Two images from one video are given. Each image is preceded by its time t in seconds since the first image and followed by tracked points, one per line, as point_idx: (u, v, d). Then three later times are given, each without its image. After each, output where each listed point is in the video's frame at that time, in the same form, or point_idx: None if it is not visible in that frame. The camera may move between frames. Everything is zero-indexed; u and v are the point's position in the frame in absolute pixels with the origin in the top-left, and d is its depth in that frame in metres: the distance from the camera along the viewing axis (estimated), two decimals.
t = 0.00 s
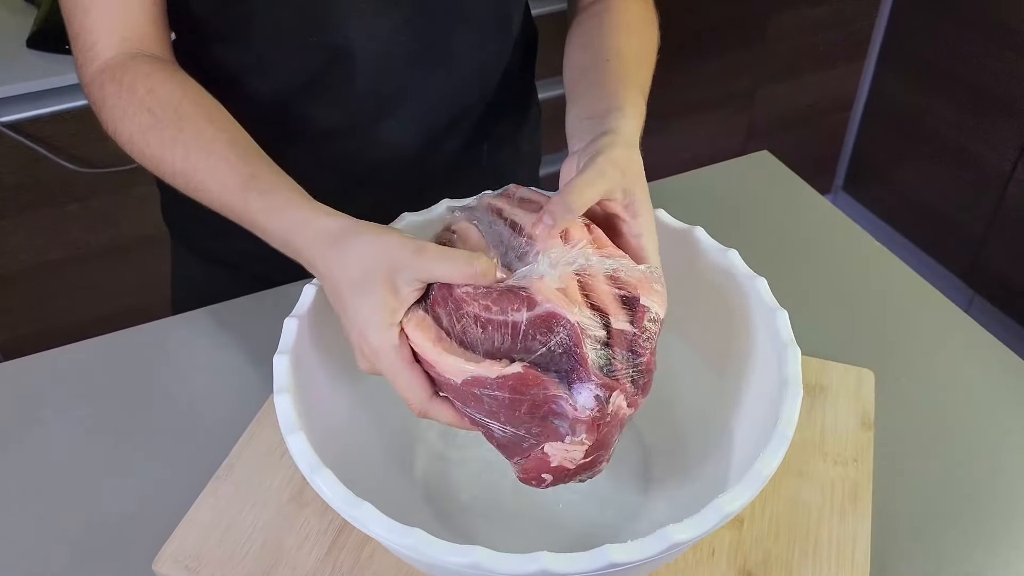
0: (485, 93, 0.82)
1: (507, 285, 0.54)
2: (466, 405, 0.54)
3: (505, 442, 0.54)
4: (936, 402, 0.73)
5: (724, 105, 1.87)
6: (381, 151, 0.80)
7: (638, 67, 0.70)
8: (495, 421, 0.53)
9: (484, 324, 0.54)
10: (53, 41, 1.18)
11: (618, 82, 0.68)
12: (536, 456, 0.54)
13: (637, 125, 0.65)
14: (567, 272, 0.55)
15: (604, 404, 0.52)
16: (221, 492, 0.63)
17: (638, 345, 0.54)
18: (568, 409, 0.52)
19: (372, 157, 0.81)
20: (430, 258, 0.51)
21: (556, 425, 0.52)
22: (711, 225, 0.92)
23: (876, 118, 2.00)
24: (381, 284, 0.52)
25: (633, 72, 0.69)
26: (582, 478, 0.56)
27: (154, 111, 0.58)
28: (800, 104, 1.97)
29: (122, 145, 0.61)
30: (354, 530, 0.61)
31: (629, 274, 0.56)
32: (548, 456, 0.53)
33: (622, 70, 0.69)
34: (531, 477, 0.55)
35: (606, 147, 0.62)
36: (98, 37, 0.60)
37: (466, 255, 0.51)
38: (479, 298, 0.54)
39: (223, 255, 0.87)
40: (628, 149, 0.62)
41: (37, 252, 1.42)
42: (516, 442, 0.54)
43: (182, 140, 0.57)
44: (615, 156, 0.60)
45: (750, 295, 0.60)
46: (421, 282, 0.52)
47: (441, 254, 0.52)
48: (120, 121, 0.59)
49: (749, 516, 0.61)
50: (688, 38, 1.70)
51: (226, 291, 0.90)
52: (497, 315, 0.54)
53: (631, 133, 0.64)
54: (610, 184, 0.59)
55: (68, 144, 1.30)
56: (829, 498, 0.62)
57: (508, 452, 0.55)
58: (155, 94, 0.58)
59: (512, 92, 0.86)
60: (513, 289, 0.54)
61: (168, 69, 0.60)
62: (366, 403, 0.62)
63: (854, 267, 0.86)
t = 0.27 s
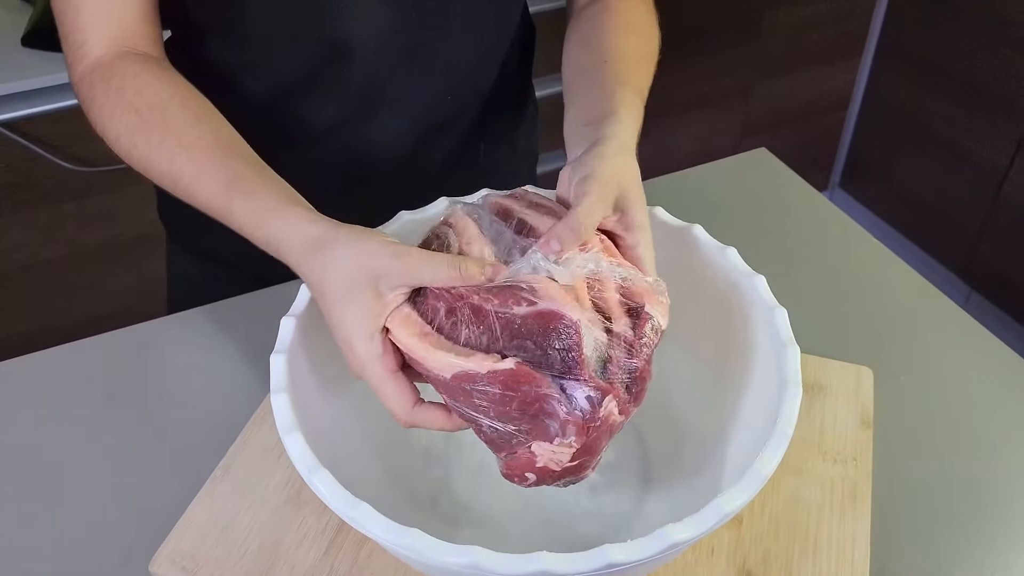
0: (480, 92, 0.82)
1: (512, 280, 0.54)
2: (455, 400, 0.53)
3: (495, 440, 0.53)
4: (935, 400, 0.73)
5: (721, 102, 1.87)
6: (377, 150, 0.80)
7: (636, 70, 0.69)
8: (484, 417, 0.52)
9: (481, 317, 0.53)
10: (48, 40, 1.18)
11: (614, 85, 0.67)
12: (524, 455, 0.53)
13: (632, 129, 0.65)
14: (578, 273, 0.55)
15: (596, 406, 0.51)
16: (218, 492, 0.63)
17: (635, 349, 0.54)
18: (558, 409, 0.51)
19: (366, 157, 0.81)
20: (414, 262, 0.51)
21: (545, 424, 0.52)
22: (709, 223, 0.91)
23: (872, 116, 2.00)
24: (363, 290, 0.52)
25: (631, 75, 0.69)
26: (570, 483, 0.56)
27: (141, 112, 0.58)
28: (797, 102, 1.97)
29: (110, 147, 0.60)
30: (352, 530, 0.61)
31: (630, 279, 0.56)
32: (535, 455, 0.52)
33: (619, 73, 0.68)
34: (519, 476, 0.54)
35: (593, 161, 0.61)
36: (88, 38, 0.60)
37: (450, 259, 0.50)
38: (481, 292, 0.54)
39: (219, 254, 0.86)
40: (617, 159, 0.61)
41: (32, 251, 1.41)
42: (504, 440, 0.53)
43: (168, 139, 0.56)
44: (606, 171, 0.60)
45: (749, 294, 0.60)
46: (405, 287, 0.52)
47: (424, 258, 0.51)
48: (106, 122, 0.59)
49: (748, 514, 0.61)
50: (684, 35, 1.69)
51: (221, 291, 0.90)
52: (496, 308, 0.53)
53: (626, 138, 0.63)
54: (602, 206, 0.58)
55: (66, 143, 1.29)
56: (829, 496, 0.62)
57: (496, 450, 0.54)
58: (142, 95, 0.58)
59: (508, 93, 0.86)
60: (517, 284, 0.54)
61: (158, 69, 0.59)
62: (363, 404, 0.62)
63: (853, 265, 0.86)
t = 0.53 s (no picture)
0: (478, 91, 0.81)
1: (520, 280, 0.54)
2: (458, 403, 0.53)
3: (498, 443, 0.53)
4: (933, 400, 0.72)
5: (719, 100, 1.86)
6: (376, 149, 0.80)
7: (636, 70, 0.69)
8: (488, 420, 0.52)
9: (486, 319, 0.53)
10: (43, 39, 1.17)
11: (616, 88, 0.67)
12: (526, 459, 0.52)
13: (637, 134, 0.65)
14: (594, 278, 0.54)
15: (599, 409, 0.51)
16: (215, 493, 0.63)
17: (642, 352, 0.53)
18: (562, 412, 0.50)
19: (364, 155, 0.80)
20: (413, 266, 0.50)
21: (549, 429, 0.51)
22: (707, 222, 0.91)
23: (869, 114, 2.00)
24: (362, 298, 0.51)
25: (631, 77, 0.68)
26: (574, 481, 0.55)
27: (137, 110, 0.57)
28: (795, 99, 1.97)
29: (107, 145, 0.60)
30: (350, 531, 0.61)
31: (641, 280, 0.56)
32: (538, 459, 0.51)
33: (619, 74, 0.68)
34: (520, 476, 0.53)
35: (609, 164, 0.61)
36: (85, 35, 0.59)
37: (450, 262, 0.49)
38: (489, 294, 0.53)
39: (216, 253, 0.86)
40: (630, 164, 0.61)
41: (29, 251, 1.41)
42: (506, 443, 0.52)
43: (164, 141, 0.56)
44: (620, 178, 0.60)
45: (748, 293, 0.60)
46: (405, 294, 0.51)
47: (424, 262, 0.50)
48: (102, 119, 0.58)
49: (748, 514, 0.60)
50: (682, 33, 1.69)
51: (219, 290, 0.89)
52: (502, 310, 0.53)
53: (632, 143, 0.63)
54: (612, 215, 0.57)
55: (62, 141, 1.29)
56: (828, 496, 0.61)
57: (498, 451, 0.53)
58: (139, 93, 0.57)
59: (506, 92, 0.85)
60: (526, 286, 0.53)
61: (157, 66, 0.59)
62: (361, 405, 0.61)
63: (852, 263, 0.86)
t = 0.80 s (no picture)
0: (478, 90, 0.81)
1: (526, 294, 0.52)
2: (472, 421, 0.52)
3: (513, 462, 0.52)
4: (935, 400, 0.72)
5: (718, 98, 1.86)
6: (375, 149, 0.79)
7: (636, 70, 0.69)
8: (504, 439, 0.51)
9: (496, 336, 0.52)
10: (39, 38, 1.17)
11: (617, 88, 0.67)
12: (542, 476, 0.52)
13: (639, 135, 0.64)
14: (606, 294, 0.52)
15: (613, 423, 0.50)
16: (213, 496, 0.62)
17: (653, 364, 0.52)
18: (577, 430, 0.50)
19: (364, 156, 0.80)
20: (411, 276, 0.49)
21: (565, 446, 0.50)
22: (708, 222, 0.91)
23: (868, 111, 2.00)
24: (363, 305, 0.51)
25: (631, 76, 0.68)
26: (587, 490, 0.56)
27: (133, 114, 0.57)
28: (794, 97, 1.96)
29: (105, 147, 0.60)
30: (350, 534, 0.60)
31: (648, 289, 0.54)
32: (554, 477, 0.52)
33: (620, 74, 0.68)
34: (535, 494, 0.53)
35: (619, 163, 0.61)
36: (81, 36, 0.59)
37: (446, 272, 0.48)
38: (496, 311, 0.52)
39: (214, 254, 0.85)
40: (639, 166, 0.61)
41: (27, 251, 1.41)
42: (522, 461, 0.52)
43: (161, 145, 0.55)
44: (635, 178, 0.60)
45: (752, 294, 0.59)
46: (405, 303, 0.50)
47: (423, 272, 0.49)
48: (99, 122, 0.58)
49: (750, 515, 0.60)
50: (680, 31, 1.68)
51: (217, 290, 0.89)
52: (511, 328, 0.52)
53: (636, 145, 0.63)
54: (635, 210, 0.58)
55: (59, 141, 1.29)
56: (830, 498, 0.61)
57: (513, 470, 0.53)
58: (135, 96, 0.57)
59: (506, 91, 0.85)
60: (533, 301, 0.52)
61: (156, 68, 0.58)
62: (361, 407, 0.61)
63: (853, 263, 0.85)
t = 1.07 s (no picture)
0: (478, 88, 0.80)
1: (532, 315, 0.52)
2: (481, 440, 0.51)
3: (521, 477, 0.52)
4: (939, 400, 0.72)
5: (717, 95, 1.86)
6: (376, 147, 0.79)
7: (639, 66, 0.68)
8: (513, 458, 0.51)
9: (506, 357, 0.51)
10: (37, 35, 1.16)
11: (620, 82, 0.66)
12: (550, 490, 0.52)
13: (643, 128, 0.64)
14: (614, 303, 0.52)
15: (621, 438, 0.50)
16: (213, 498, 0.62)
17: (660, 376, 0.52)
18: (586, 447, 0.50)
19: (365, 154, 0.79)
20: (422, 279, 0.49)
21: (574, 462, 0.50)
22: (709, 222, 0.90)
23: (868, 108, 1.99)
24: (375, 305, 0.50)
25: (634, 71, 0.67)
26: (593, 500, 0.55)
27: (137, 111, 0.56)
28: (793, 93, 1.96)
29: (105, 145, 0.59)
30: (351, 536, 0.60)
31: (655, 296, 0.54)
32: (563, 491, 0.51)
33: (622, 70, 0.67)
34: (543, 507, 0.53)
35: (620, 162, 0.60)
36: (81, 34, 0.58)
37: (459, 284, 0.48)
38: (504, 332, 0.52)
39: (213, 253, 0.85)
40: (642, 158, 0.61)
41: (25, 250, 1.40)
42: (530, 477, 0.52)
43: (165, 142, 0.55)
44: (635, 173, 0.59)
45: (755, 297, 0.59)
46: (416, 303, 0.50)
47: (432, 276, 0.48)
48: (101, 119, 0.57)
49: (754, 516, 0.60)
50: (680, 27, 1.68)
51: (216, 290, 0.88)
52: (520, 349, 0.51)
53: (638, 137, 0.63)
54: (634, 203, 0.57)
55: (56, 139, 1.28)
56: (834, 499, 0.61)
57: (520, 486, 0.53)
58: (138, 93, 0.56)
59: (506, 89, 0.84)
60: (540, 322, 0.51)
61: (157, 66, 0.58)
62: (363, 410, 0.61)
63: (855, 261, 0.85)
